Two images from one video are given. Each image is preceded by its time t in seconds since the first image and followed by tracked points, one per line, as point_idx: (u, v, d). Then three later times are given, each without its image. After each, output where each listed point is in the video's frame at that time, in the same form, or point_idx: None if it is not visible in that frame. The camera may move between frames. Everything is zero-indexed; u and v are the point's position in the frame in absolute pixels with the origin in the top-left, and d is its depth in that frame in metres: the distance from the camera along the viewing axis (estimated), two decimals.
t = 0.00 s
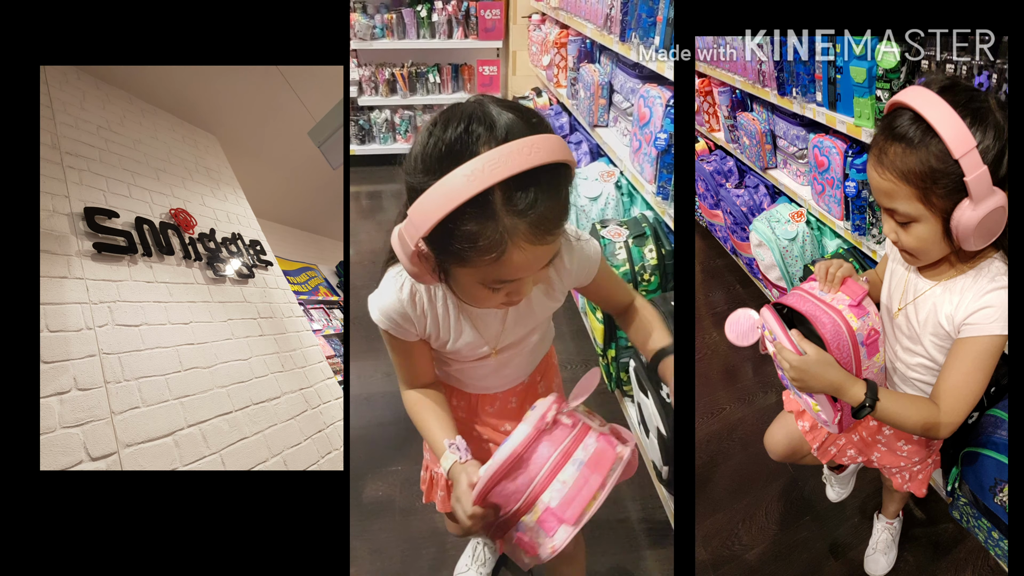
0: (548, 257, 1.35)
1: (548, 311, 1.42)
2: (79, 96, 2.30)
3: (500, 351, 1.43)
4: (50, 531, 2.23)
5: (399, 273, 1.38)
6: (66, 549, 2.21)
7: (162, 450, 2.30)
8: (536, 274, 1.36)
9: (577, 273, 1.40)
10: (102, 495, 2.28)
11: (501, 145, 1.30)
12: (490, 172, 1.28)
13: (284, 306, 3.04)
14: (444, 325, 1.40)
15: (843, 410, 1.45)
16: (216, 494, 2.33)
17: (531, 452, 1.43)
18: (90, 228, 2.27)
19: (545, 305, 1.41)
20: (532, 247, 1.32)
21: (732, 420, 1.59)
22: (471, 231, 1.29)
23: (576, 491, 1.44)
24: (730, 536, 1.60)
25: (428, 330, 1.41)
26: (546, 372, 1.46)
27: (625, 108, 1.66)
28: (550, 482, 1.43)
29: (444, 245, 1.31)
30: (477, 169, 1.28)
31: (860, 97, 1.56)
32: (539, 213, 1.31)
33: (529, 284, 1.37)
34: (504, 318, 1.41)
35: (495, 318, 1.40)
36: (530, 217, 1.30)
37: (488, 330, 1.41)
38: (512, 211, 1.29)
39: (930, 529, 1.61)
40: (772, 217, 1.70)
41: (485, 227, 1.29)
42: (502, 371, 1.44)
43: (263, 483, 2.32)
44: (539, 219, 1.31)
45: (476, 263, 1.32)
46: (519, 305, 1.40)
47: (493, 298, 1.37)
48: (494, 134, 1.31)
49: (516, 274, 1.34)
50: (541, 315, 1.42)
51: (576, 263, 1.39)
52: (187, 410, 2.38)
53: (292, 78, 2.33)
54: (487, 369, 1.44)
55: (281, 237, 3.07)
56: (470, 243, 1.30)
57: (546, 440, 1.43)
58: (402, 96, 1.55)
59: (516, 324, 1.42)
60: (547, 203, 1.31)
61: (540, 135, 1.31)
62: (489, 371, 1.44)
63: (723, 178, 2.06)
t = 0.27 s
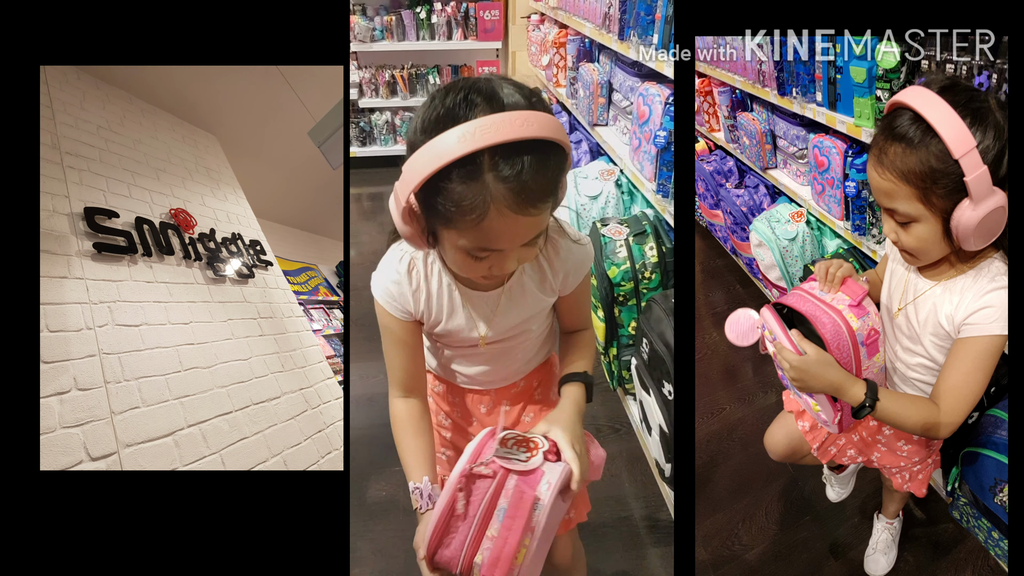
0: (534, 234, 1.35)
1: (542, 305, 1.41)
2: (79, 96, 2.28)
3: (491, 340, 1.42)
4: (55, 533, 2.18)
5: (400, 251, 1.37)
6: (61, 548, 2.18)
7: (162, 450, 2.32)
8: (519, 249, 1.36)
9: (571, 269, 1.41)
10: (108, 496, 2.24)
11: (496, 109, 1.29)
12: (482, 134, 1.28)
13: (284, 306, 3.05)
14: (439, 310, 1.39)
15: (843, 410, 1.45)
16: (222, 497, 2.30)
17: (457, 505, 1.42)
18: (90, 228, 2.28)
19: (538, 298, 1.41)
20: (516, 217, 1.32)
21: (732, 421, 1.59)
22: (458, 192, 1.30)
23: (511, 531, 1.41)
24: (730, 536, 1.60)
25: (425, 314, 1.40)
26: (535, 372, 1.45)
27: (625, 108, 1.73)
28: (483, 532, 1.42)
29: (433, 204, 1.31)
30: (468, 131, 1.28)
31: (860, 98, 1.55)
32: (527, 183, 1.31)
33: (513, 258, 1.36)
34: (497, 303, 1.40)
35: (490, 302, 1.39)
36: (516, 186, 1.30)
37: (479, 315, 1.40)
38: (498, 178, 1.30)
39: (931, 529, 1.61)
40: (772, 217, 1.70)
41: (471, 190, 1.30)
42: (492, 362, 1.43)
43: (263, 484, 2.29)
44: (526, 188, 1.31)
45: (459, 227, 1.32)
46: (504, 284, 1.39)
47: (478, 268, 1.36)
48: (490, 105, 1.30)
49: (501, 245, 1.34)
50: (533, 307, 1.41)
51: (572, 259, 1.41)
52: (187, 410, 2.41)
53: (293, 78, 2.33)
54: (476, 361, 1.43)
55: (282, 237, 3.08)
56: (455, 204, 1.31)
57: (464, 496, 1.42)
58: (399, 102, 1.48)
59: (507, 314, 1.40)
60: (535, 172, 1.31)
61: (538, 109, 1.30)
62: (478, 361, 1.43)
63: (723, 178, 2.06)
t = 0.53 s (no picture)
0: (528, 190, 1.31)
1: (535, 286, 1.39)
2: (79, 96, 2.34)
3: (484, 319, 1.38)
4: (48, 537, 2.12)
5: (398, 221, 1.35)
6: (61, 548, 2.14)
7: (162, 450, 2.33)
8: (512, 203, 1.31)
9: (569, 251, 1.40)
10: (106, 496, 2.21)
11: (500, 57, 1.26)
12: (485, 77, 1.24)
13: (284, 306, 3.05)
14: (434, 285, 1.37)
15: (843, 411, 1.45)
16: (216, 494, 2.31)
17: (457, 527, 1.42)
18: (90, 228, 2.27)
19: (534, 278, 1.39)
20: (512, 168, 1.28)
21: (732, 420, 1.59)
22: (454, 130, 1.26)
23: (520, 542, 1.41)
24: (730, 536, 1.59)
25: (420, 291, 1.37)
26: (528, 386, 1.42)
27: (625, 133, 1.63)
28: (493, 548, 1.42)
29: (428, 142, 1.27)
30: (470, 71, 1.24)
31: (860, 98, 1.56)
32: (525, 136, 1.27)
33: (506, 212, 1.32)
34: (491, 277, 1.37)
35: (483, 275, 1.37)
36: (514, 136, 1.26)
37: (472, 290, 1.37)
38: (495, 125, 1.25)
39: (931, 529, 1.61)
40: (772, 217, 1.69)
41: (467, 132, 1.26)
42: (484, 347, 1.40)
43: (261, 485, 2.32)
44: (523, 139, 1.27)
45: (452, 170, 1.28)
46: (492, 237, 1.35)
47: (470, 217, 1.32)
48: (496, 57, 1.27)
49: (494, 196, 1.30)
50: (527, 285, 1.39)
51: (566, 238, 1.39)
52: (187, 410, 2.41)
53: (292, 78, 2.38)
54: (467, 347, 1.40)
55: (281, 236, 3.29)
56: (450, 144, 1.26)
57: (462, 517, 1.42)
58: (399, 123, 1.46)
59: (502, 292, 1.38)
60: (536, 124, 1.27)
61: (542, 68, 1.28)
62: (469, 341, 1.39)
63: (723, 178, 2.05)
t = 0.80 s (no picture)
0: (518, 172, 1.28)
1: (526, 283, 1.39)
2: (79, 96, 2.32)
3: (472, 315, 1.37)
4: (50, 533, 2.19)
5: (393, 217, 1.36)
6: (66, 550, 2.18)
7: (162, 450, 2.30)
8: (502, 185, 1.28)
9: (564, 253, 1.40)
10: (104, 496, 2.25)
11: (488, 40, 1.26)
12: (474, 55, 1.23)
13: (283, 306, 3.04)
14: (423, 280, 1.36)
15: (843, 410, 1.45)
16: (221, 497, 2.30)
17: (443, 470, 1.29)
18: (90, 228, 2.26)
19: (526, 275, 1.39)
20: (502, 146, 1.26)
21: (732, 420, 1.59)
22: (443, 108, 1.24)
23: (508, 483, 1.28)
24: (730, 536, 1.59)
25: (410, 287, 1.36)
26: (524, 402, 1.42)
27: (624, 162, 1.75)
28: (478, 494, 1.29)
29: (417, 121, 1.25)
30: (459, 50, 1.23)
31: (860, 97, 1.57)
32: (514, 115, 1.25)
33: (495, 194, 1.29)
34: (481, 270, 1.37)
35: (473, 268, 1.37)
36: (503, 114, 1.25)
37: (462, 284, 1.36)
38: (484, 103, 1.24)
39: (930, 529, 1.61)
40: (772, 217, 1.68)
41: (456, 109, 1.24)
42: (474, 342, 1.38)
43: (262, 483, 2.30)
44: (513, 116, 1.25)
45: (441, 148, 1.25)
46: (486, 224, 1.32)
47: (459, 199, 1.28)
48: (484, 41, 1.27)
49: (484, 176, 1.27)
50: (518, 280, 1.38)
51: (558, 239, 1.40)
52: (187, 410, 2.39)
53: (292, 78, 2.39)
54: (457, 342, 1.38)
55: (283, 237, 3.28)
56: (438, 122, 1.24)
57: (447, 460, 1.28)
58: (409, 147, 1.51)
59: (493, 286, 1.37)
60: (523, 101, 1.25)
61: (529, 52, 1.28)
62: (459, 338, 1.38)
63: (723, 178, 2.04)
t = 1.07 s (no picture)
0: (506, 155, 1.28)
1: (529, 275, 1.37)
2: (79, 96, 2.32)
3: (471, 306, 1.36)
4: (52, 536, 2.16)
5: (399, 210, 1.36)
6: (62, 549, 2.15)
7: (162, 450, 2.33)
8: (490, 168, 1.29)
9: (569, 245, 1.39)
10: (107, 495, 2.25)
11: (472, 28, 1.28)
12: (458, 41, 1.24)
13: (284, 306, 3.05)
14: (423, 271, 1.36)
15: (843, 410, 1.45)
16: (219, 495, 2.32)
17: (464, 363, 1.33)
18: (90, 228, 2.26)
19: (530, 266, 1.37)
20: (487, 129, 1.26)
21: (732, 421, 1.59)
22: (428, 93, 1.25)
23: (467, 437, 1.30)
24: (731, 536, 1.59)
25: (411, 279, 1.36)
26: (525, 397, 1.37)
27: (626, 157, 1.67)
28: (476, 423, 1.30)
29: (403, 106, 1.26)
30: (442, 36, 1.25)
31: (860, 97, 1.56)
32: (499, 97, 1.25)
33: (483, 178, 1.29)
34: (480, 261, 1.36)
35: (473, 258, 1.36)
36: (488, 96, 1.25)
37: (460, 275, 1.36)
38: (469, 86, 1.24)
39: (931, 529, 1.61)
40: (772, 217, 1.68)
41: (441, 93, 1.24)
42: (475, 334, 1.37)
43: (262, 484, 2.32)
44: (498, 98, 1.25)
45: (428, 132, 1.26)
46: (477, 209, 1.32)
47: (447, 184, 1.29)
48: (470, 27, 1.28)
49: (471, 159, 1.27)
50: (519, 272, 1.37)
51: (564, 230, 1.39)
52: (187, 410, 2.41)
53: (292, 78, 2.40)
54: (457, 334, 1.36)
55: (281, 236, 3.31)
56: (424, 107, 1.25)
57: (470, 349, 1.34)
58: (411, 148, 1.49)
59: (493, 277, 1.37)
60: (507, 83, 1.26)
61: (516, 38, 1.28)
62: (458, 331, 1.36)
63: (723, 178, 2.05)
